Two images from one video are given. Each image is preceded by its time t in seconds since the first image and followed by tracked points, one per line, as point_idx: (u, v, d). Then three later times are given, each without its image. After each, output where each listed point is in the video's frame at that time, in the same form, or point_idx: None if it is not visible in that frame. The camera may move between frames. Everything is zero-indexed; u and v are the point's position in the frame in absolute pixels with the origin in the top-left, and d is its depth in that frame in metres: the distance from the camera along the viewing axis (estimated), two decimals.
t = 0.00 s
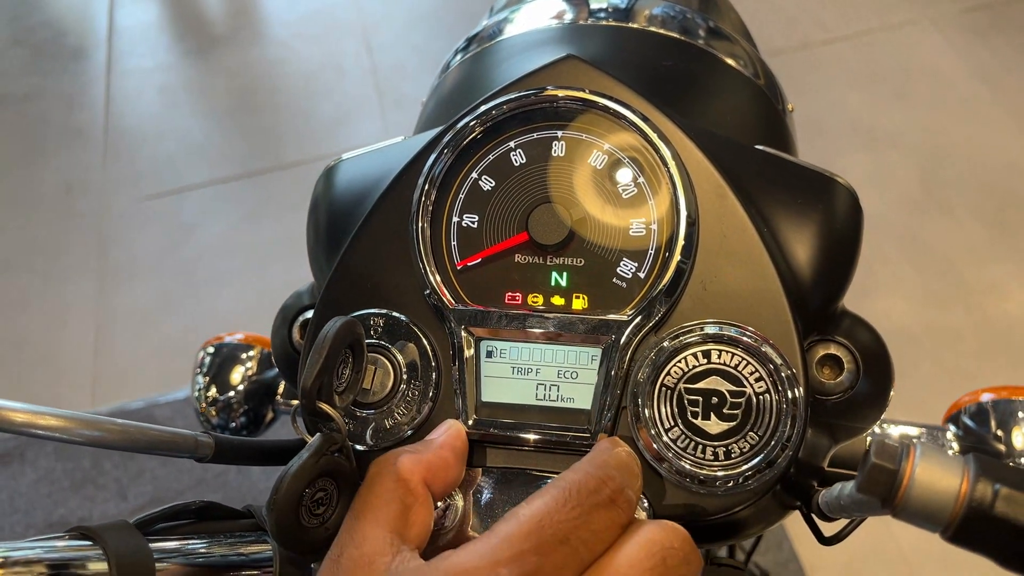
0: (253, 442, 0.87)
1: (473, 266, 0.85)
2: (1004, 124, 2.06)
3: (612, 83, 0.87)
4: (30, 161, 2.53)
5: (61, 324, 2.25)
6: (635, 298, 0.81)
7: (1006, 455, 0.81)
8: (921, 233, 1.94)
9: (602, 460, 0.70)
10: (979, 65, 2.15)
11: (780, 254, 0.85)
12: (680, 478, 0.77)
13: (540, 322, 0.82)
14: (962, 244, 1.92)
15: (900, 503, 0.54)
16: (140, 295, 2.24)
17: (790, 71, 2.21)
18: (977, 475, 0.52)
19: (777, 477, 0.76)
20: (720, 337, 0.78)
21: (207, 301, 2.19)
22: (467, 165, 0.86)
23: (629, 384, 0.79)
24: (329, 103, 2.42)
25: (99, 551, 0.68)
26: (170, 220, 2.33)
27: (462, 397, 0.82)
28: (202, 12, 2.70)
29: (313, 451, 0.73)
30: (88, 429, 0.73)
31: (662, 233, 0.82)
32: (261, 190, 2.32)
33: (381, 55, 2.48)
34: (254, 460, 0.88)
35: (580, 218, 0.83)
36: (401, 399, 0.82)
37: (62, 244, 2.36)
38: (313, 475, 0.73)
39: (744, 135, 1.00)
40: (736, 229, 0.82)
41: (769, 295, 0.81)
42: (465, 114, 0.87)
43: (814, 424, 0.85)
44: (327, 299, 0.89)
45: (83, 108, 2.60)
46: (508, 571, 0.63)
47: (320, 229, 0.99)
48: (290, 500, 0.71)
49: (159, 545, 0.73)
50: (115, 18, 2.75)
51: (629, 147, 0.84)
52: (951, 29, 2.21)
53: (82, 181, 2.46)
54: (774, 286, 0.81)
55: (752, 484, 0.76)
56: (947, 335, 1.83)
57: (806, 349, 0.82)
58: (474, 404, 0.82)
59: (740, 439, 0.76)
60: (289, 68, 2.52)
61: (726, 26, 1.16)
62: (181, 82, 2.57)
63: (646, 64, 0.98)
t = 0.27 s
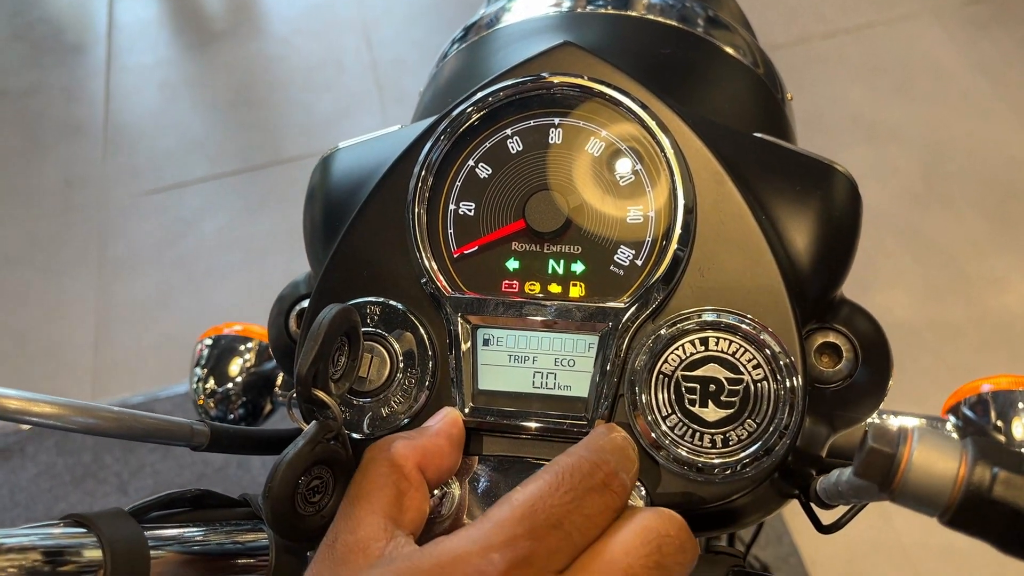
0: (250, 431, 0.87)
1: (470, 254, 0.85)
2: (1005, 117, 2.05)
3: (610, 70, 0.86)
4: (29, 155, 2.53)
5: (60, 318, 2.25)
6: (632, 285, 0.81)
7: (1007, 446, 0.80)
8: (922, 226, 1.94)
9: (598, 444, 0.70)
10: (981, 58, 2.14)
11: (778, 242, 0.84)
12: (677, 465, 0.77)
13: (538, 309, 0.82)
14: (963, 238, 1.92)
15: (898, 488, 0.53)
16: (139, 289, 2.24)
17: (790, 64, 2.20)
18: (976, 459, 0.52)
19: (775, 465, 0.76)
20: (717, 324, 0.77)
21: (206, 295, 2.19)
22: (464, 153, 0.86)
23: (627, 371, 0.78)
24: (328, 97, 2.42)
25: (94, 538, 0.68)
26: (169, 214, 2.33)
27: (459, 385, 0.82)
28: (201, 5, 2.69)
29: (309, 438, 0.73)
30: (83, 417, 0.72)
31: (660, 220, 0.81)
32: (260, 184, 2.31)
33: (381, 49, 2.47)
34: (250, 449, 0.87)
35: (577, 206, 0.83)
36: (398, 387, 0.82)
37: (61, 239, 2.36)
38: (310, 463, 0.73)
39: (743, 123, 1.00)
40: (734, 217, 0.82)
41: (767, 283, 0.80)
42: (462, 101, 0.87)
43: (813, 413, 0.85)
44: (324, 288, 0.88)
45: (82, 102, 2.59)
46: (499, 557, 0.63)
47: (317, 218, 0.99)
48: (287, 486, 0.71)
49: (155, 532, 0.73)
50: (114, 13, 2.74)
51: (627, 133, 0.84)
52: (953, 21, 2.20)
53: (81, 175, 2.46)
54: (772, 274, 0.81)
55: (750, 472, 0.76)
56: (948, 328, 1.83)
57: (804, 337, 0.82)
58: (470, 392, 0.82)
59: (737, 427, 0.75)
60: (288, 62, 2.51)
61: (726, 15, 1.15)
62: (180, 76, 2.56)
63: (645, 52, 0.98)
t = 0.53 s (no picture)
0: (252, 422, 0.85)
1: (477, 240, 0.82)
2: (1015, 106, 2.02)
3: (620, 51, 0.83)
4: (28, 148, 2.50)
5: (59, 311, 2.23)
6: (644, 272, 0.79)
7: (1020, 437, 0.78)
8: (931, 217, 1.91)
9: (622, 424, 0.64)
10: (989, 46, 2.11)
11: (794, 227, 0.82)
12: (691, 458, 0.74)
13: (547, 297, 0.79)
14: (971, 228, 1.89)
15: (928, 481, 0.51)
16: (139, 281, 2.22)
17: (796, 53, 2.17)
18: (1011, 451, 0.50)
19: (792, 457, 0.74)
20: (733, 312, 0.75)
21: (206, 287, 2.17)
22: (470, 137, 0.83)
23: (639, 361, 0.76)
24: (329, 87, 2.39)
25: (92, 533, 0.66)
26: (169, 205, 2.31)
27: (466, 376, 0.80)
28: None
29: (311, 431, 0.71)
30: (80, 408, 0.70)
31: (672, 204, 0.79)
32: (261, 175, 2.29)
33: (382, 38, 2.44)
34: (252, 442, 0.85)
35: (586, 191, 0.81)
36: (403, 377, 0.80)
37: (60, 231, 2.34)
38: (312, 455, 0.70)
39: (755, 108, 0.97)
40: (749, 201, 0.79)
41: (783, 270, 0.78)
42: (468, 83, 0.84)
43: (829, 404, 0.83)
44: (326, 276, 0.86)
45: (80, 94, 2.57)
46: None
47: (319, 206, 0.97)
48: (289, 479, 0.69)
49: (154, 527, 0.71)
50: (112, 4, 2.71)
51: (638, 116, 0.81)
52: (961, 9, 2.17)
53: (80, 167, 2.44)
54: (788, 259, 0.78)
55: (767, 464, 0.74)
56: (960, 320, 1.80)
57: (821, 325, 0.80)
58: (478, 382, 0.80)
59: (754, 417, 0.73)
60: (288, 52, 2.48)
61: None
62: (179, 67, 2.54)
63: (655, 34, 0.95)
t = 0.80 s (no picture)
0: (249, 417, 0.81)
1: (486, 225, 0.78)
2: None
3: (637, 23, 0.79)
4: (22, 136, 2.46)
5: (55, 302, 2.19)
6: (664, 258, 0.74)
7: None
8: (949, 204, 1.86)
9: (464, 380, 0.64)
10: (1006, 28, 2.05)
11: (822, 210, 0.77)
12: (715, 455, 0.70)
13: (562, 284, 0.75)
14: (989, 215, 1.84)
15: (986, 483, 0.47)
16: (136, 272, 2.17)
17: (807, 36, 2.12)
18: None
19: (823, 454, 0.70)
20: (759, 299, 0.71)
21: (204, 278, 2.12)
22: (478, 115, 0.79)
23: (659, 352, 0.72)
24: (328, 73, 2.34)
25: (78, 537, 0.61)
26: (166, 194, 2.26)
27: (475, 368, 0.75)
28: None
29: (303, 428, 0.67)
30: (65, 404, 0.66)
31: (694, 186, 0.75)
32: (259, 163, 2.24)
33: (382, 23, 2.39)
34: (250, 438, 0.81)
35: (597, 173, 0.76)
36: (409, 369, 0.76)
37: (56, 221, 2.29)
38: (306, 454, 0.67)
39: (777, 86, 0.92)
40: (775, 181, 0.75)
41: (812, 255, 0.73)
42: (476, 58, 0.79)
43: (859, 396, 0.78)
44: (327, 263, 0.81)
45: (75, 81, 2.52)
46: None
47: (318, 190, 0.92)
48: (277, 476, 0.65)
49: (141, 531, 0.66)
50: None
51: (656, 91, 0.76)
52: None
53: (75, 156, 2.39)
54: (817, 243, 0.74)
55: (796, 461, 0.69)
56: (980, 310, 1.75)
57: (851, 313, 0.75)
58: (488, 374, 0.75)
59: (782, 411, 0.69)
60: (286, 37, 2.43)
61: None
62: (176, 53, 2.49)
63: (671, 8, 0.90)
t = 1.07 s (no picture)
0: (232, 429, 0.76)
1: (485, 223, 0.72)
2: None
3: (645, 4, 0.73)
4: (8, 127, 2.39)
5: (42, 298, 2.12)
6: (678, 257, 0.69)
7: None
8: (961, 195, 1.80)
9: (508, 421, 0.61)
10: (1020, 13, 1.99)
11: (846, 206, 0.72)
12: (732, 471, 0.65)
13: (567, 286, 0.69)
14: (1003, 207, 1.78)
15: None
16: (127, 267, 2.11)
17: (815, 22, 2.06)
18: None
19: (849, 470, 0.64)
20: (780, 303, 0.66)
21: (196, 272, 2.07)
22: (476, 104, 0.73)
23: (672, 360, 0.67)
24: (322, 62, 2.28)
25: (41, 568, 0.56)
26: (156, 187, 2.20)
27: (473, 378, 0.70)
28: None
29: (297, 445, 0.61)
30: (29, 422, 0.61)
31: (709, 180, 0.69)
32: (252, 155, 2.18)
33: (376, 11, 2.32)
34: (233, 452, 0.76)
35: (602, 167, 0.71)
36: (403, 378, 0.70)
37: (43, 215, 2.23)
38: (300, 471, 0.61)
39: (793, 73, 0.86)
40: (796, 174, 0.69)
41: (835, 255, 0.68)
42: (474, 43, 0.74)
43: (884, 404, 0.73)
44: (314, 263, 0.76)
45: (63, 71, 2.45)
46: None
47: (306, 184, 0.87)
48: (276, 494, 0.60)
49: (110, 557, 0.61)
50: None
51: (668, 79, 0.71)
52: None
53: (63, 147, 2.32)
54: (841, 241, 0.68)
55: (820, 478, 0.64)
56: (995, 305, 1.69)
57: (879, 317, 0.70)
58: (488, 385, 0.70)
59: (806, 424, 0.64)
60: (278, 25, 2.36)
61: None
62: (166, 42, 2.42)
63: None
